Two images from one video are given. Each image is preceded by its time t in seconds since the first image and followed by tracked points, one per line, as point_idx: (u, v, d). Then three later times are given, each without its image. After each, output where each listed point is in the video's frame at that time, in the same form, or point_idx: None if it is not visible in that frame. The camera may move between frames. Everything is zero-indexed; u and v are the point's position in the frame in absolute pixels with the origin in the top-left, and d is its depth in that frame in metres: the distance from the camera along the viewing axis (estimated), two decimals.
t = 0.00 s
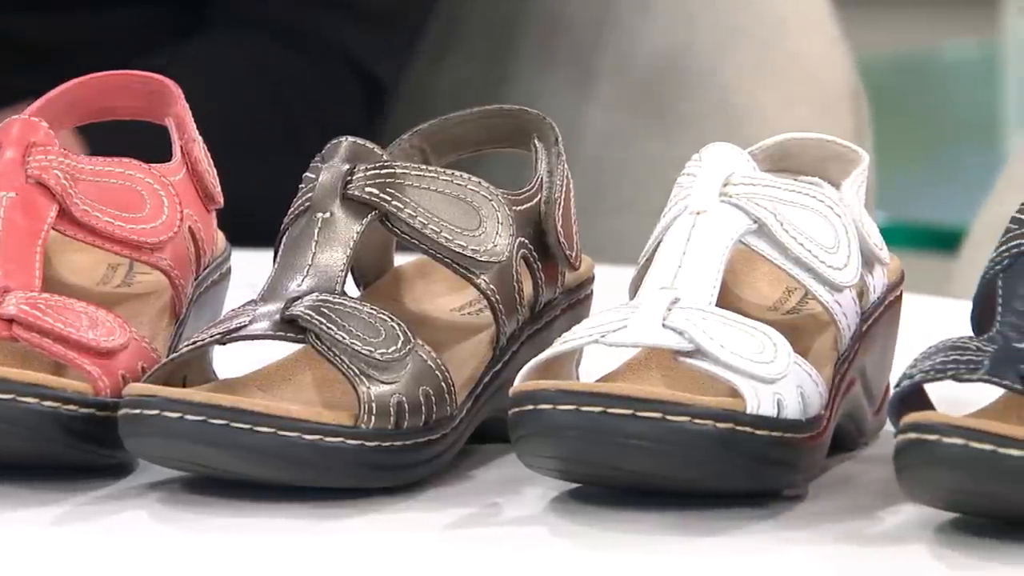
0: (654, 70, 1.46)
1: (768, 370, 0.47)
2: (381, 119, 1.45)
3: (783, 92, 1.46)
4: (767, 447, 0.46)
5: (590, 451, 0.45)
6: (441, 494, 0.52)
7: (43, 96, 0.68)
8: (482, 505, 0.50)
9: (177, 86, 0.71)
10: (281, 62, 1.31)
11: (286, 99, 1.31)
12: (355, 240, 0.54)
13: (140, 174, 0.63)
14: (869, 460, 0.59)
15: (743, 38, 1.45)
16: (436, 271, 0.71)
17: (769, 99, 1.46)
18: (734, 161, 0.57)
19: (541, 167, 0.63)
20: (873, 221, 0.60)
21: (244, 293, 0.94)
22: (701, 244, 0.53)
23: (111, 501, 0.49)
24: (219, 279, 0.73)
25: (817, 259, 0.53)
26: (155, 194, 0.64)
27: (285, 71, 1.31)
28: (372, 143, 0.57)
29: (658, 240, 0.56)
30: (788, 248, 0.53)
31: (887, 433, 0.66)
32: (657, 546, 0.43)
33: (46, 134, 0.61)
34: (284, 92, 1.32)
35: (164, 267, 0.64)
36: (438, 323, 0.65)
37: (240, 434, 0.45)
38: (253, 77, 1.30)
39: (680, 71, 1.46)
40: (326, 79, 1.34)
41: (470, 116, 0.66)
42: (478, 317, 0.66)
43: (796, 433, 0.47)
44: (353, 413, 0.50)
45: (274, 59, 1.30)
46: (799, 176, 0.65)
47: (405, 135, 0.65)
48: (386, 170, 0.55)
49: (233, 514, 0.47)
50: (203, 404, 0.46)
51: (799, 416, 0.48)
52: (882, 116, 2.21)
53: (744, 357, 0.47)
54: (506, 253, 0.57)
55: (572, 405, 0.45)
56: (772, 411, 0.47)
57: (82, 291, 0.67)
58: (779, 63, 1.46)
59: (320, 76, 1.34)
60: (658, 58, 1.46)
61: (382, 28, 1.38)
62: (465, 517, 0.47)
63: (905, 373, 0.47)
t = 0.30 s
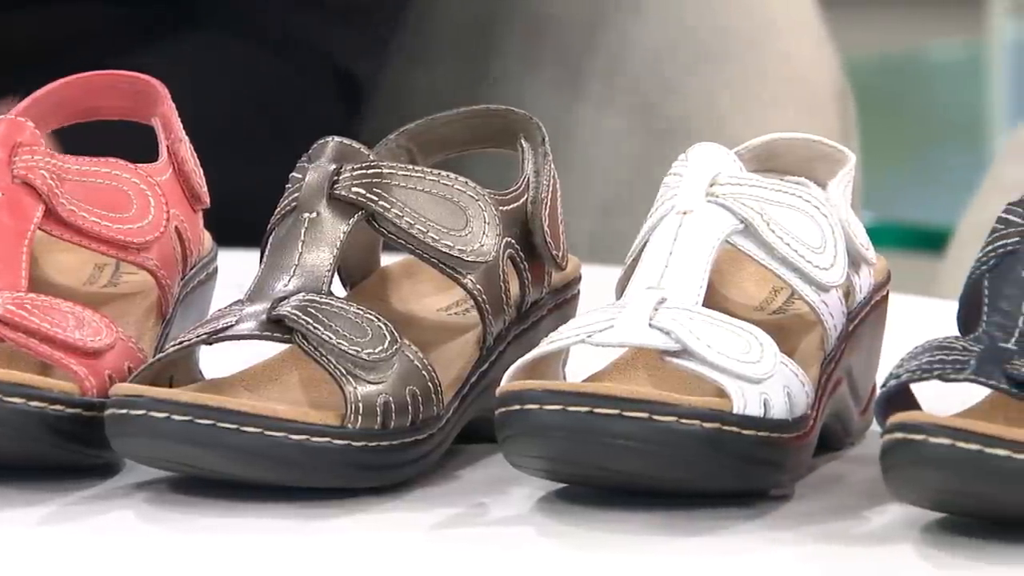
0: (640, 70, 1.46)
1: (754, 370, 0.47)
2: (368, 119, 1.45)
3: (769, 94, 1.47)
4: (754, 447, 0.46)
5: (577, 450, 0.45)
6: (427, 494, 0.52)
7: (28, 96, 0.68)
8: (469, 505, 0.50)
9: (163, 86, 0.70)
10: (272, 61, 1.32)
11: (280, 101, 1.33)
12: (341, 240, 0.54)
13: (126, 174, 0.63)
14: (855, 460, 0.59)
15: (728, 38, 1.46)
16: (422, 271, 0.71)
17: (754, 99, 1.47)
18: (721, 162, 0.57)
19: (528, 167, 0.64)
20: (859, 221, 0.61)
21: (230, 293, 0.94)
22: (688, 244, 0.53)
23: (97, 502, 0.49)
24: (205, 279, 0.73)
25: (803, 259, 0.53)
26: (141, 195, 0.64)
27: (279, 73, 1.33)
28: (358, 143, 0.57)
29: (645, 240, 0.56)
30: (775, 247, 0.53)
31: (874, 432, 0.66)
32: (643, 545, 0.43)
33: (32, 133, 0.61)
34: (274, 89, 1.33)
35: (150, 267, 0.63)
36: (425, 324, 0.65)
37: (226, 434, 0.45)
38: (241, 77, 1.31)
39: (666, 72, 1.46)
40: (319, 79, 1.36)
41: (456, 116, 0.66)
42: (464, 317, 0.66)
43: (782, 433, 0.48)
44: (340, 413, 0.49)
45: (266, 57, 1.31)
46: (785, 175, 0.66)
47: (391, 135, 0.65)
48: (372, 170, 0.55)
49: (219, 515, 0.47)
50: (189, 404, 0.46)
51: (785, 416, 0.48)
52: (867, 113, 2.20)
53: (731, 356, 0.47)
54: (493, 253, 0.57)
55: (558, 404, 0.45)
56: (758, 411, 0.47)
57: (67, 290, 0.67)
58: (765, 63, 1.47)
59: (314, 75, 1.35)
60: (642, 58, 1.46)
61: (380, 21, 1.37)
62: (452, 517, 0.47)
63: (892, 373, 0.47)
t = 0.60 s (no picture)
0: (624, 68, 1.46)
1: (742, 370, 0.48)
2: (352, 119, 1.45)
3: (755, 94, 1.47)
4: (741, 447, 0.46)
5: (564, 450, 0.45)
6: (414, 494, 0.52)
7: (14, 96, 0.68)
8: (457, 504, 0.50)
9: (149, 85, 0.70)
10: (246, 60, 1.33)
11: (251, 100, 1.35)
12: (329, 240, 0.54)
13: (113, 174, 0.63)
14: (842, 459, 0.59)
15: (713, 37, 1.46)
16: (409, 271, 0.72)
17: (740, 99, 1.47)
18: (708, 161, 0.57)
19: (515, 167, 0.64)
20: (846, 222, 0.61)
21: (218, 293, 0.93)
22: (676, 244, 0.53)
23: (85, 501, 0.49)
24: (192, 279, 0.73)
25: (791, 259, 0.54)
26: (128, 195, 0.64)
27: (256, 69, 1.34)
28: (345, 143, 0.57)
29: (633, 240, 0.56)
30: (762, 247, 0.53)
31: (861, 432, 0.67)
32: (631, 545, 0.43)
33: (19, 133, 0.61)
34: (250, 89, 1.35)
35: (137, 267, 0.63)
36: (412, 323, 0.65)
37: (214, 434, 0.45)
38: (218, 78, 1.33)
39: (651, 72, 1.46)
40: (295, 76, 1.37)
41: (443, 116, 0.66)
42: (452, 317, 0.66)
43: (768, 433, 0.48)
44: (327, 413, 0.49)
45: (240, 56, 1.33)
46: (772, 175, 0.66)
47: (379, 135, 0.65)
48: (360, 170, 0.55)
49: (207, 514, 0.47)
50: (176, 404, 0.45)
51: (772, 416, 0.48)
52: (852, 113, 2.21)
53: (718, 356, 0.48)
54: (480, 253, 0.57)
55: (546, 404, 0.45)
56: (746, 411, 0.47)
57: (54, 290, 0.66)
58: (751, 63, 1.47)
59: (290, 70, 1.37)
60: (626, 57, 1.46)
61: (346, 21, 1.41)
62: (440, 517, 0.47)
63: (879, 373, 0.48)
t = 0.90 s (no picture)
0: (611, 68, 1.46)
1: (728, 370, 0.48)
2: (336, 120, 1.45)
3: (741, 95, 1.48)
4: (727, 446, 0.47)
5: (551, 450, 0.45)
6: (401, 494, 0.52)
7: None
8: (443, 504, 0.50)
9: (135, 85, 0.70)
10: (239, 83, 1.33)
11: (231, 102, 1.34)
12: (315, 240, 0.54)
13: (99, 174, 0.63)
14: (827, 459, 0.60)
15: (700, 38, 1.46)
16: (395, 271, 0.72)
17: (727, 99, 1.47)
18: (694, 162, 0.57)
19: (502, 167, 0.64)
20: (832, 221, 0.61)
21: (203, 293, 0.93)
22: (662, 244, 0.53)
23: (70, 502, 0.49)
24: (178, 280, 0.73)
25: (777, 259, 0.54)
26: (114, 194, 0.63)
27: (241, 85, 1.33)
28: (332, 143, 0.57)
29: (619, 240, 0.56)
30: (748, 246, 0.53)
31: (847, 432, 0.67)
32: (617, 545, 0.43)
33: (4, 133, 0.61)
34: (229, 95, 1.34)
35: (123, 267, 0.63)
36: (398, 323, 0.65)
37: (200, 434, 0.45)
38: (199, 82, 1.32)
39: (638, 74, 1.46)
40: (281, 95, 1.36)
41: (430, 116, 0.66)
42: (438, 317, 0.66)
43: (754, 433, 0.48)
44: (314, 413, 0.49)
45: (231, 78, 1.32)
46: (758, 176, 0.66)
47: (365, 135, 0.65)
48: (346, 170, 0.55)
49: (193, 514, 0.47)
50: (162, 405, 0.45)
51: (758, 416, 0.48)
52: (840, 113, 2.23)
53: (705, 356, 0.48)
54: (466, 253, 0.57)
55: (533, 405, 0.45)
56: (732, 411, 0.47)
57: (40, 290, 0.66)
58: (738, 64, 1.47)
59: (275, 91, 1.35)
60: (613, 57, 1.46)
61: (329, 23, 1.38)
62: (426, 517, 0.47)
63: (865, 373, 0.48)
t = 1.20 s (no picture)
0: (598, 68, 1.46)
1: (715, 370, 0.48)
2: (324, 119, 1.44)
3: (727, 94, 1.48)
4: (713, 446, 0.47)
5: (537, 451, 0.45)
6: (387, 494, 0.52)
7: None
8: (431, 504, 0.50)
9: (121, 86, 0.70)
10: (226, 83, 1.33)
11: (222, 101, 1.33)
12: (302, 240, 0.54)
13: (85, 174, 0.63)
14: (813, 458, 0.60)
15: (686, 38, 1.46)
16: (383, 271, 0.71)
17: (714, 99, 1.48)
18: (682, 162, 0.58)
19: (489, 167, 0.64)
20: (819, 221, 0.61)
21: (190, 293, 0.93)
22: (650, 244, 0.53)
23: (56, 502, 0.48)
24: (165, 280, 0.73)
25: (763, 259, 0.54)
26: (100, 194, 0.63)
27: (231, 84, 1.33)
28: (319, 143, 0.57)
29: (606, 240, 0.56)
30: (735, 246, 0.54)
31: (834, 431, 0.67)
32: (603, 545, 0.43)
33: None
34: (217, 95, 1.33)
35: (110, 267, 0.63)
36: (385, 323, 0.65)
37: (187, 434, 0.45)
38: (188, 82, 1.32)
39: (625, 74, 1.47)
40: (273, 95, 1.35)
41: (417, 116, 0.66)
42: (425, 317, 0.66)
43: (740, 432, 0.48)
44: (301, 413, 0.49)
45: (218, 77, 1.32)
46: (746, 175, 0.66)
47: (352, 135, 0.65)
48: (333, 170, 0.55)
49: (179, 514, 0.47)
50: (149, 404, 0.45)
51: (745, 416, 0.49)
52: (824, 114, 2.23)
53: (692, 356, 0.48)
54: (453, 253, 0.57)
55: (520, 404, 0.45)
56: (718, 410, 0.47)
57: (26, 290, 0.66)
58: (725, 63, 1.48)
59: (273, 92, 1.35)
60: (600, 57, 1.46)
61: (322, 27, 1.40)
62: (413, 517, 0.48)
63: (852, 373, 0.48)
